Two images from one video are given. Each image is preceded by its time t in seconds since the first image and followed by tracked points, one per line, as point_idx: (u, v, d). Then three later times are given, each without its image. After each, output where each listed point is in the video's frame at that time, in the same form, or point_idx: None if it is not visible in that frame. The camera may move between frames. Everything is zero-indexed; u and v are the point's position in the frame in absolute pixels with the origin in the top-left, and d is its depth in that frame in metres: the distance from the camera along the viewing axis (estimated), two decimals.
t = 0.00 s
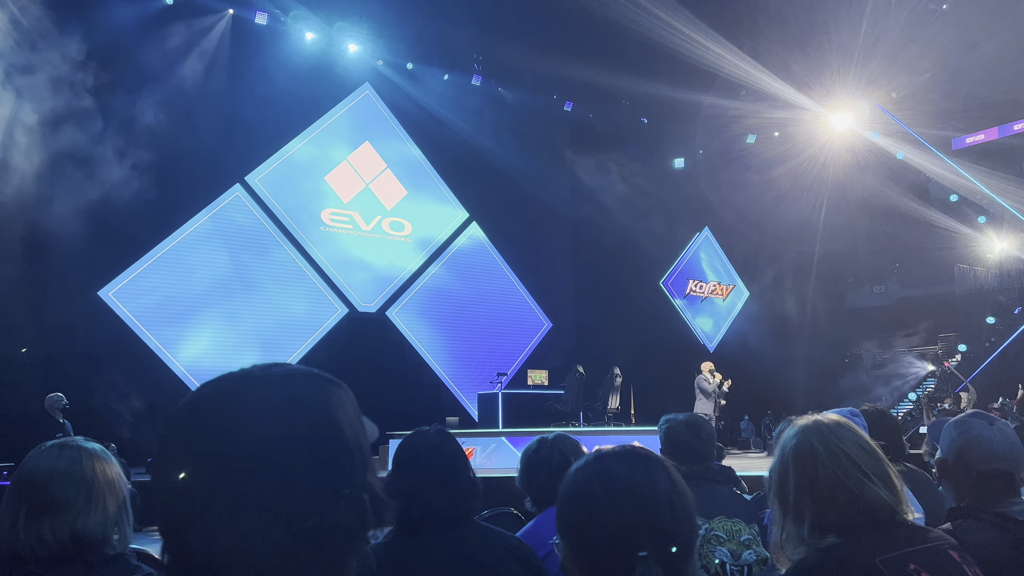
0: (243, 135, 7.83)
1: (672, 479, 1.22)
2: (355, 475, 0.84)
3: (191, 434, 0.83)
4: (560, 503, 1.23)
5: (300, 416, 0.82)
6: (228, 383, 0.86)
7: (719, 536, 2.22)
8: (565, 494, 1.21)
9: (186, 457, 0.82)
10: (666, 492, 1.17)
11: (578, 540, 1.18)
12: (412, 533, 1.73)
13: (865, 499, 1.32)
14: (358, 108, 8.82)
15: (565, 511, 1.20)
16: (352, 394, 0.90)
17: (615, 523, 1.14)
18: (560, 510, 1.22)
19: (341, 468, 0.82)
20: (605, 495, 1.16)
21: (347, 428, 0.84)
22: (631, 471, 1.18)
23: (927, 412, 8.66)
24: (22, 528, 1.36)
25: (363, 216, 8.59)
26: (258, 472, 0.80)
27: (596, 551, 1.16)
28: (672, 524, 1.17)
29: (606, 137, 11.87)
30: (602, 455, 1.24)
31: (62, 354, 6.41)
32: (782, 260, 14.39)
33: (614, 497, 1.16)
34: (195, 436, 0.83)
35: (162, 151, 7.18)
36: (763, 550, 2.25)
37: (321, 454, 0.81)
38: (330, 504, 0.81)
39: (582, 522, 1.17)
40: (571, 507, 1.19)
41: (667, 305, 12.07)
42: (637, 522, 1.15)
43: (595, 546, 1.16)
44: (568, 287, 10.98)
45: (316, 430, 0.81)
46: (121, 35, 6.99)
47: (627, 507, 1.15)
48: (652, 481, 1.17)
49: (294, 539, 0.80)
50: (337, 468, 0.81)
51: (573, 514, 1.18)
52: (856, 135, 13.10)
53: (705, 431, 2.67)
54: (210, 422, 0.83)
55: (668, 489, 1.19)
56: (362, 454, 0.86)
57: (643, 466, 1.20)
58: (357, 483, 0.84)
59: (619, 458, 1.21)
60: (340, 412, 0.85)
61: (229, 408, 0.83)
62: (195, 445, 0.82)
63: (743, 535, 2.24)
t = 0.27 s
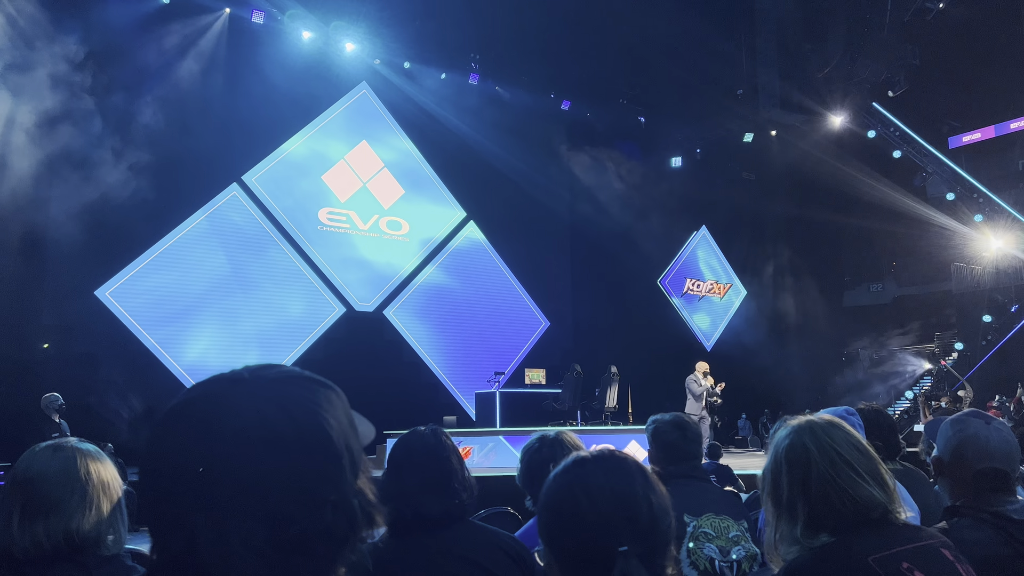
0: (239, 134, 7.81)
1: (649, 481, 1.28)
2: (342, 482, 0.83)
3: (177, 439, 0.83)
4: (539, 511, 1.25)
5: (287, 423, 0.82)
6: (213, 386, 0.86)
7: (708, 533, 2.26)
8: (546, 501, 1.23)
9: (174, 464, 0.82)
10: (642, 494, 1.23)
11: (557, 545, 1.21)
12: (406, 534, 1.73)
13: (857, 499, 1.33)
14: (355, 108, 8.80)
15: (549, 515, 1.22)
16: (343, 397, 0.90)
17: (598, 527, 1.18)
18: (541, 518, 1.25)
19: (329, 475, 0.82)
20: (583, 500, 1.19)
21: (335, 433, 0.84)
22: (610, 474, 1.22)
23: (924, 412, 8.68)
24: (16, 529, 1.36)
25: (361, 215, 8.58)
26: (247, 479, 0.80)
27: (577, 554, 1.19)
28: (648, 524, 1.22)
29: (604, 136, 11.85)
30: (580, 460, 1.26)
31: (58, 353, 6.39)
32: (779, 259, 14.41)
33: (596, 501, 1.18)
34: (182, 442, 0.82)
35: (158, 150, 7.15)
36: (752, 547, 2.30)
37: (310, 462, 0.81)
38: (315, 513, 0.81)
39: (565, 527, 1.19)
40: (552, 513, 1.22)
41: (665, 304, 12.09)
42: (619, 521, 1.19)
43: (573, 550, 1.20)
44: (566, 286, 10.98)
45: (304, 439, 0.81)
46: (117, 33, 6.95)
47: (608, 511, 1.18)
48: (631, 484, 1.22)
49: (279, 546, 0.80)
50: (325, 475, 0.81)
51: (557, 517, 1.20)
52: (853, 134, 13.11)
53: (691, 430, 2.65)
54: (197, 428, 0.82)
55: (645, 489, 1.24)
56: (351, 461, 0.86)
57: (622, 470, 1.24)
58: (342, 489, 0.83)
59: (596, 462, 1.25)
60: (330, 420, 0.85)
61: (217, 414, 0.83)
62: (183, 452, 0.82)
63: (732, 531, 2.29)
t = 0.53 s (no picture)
0: (237, 134, 7.79)
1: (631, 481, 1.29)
2: (339, 480, 0.83)
3: (170, 440, 0.82)
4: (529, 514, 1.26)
5: (282, 422, 0.82)
6: (209, 383, 0.86)
7: (703, 532, 2.26)
8: (532, 500, 1.26)
9: (171, 462, 0.81)
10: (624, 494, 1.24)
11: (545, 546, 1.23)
12: (402, 533, 1.73)
13: (853, 496, 1.33)
14: (352, 107, 8.80)
15: (540, 514, 1.23)
16: (341, 396, 0.90)
17: (579, 526, 1.20)
18: (528, 530, 1.26)
19: (325, 474, 0.82)
20: (566, 500, 1.22)
21: (332, 431, 0.84)
22: (593, 477, 1.25)
23: (921, 412, 8.69)
24: (13, 528, 1.36)
25: (358, 215, 8.57)
26: (244, 479, 0.80)
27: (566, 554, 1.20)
28: (633, 522, 1.23)
29: (602, 136, 11.85)
30: (560, 464, 1.29)
31: (55, 354, 6.37)
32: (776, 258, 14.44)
33: (577, 500, 1.22)
34: (175, 442, 0.82)
35: (155, 150, 7.13)
36: (747, 545, 2.30)
37: (305, 460, 0.81)
38: (310, 511, 0.81)
39: (553, 528, 1.21)
40: (541, 514, 1.23)
41: (662, 304, 12.11)
42: (600, 521, 1.21)
43: (560, 550, 1.21)
44: (564, 286, 10.98)
45: (299, 438, 0.81)
46: (114, 33, 6.93)
47: (591, 510, 1.21)
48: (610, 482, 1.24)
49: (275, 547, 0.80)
50: (321, 474, 0.81)
51: (546, 517, 1.22)
52: (849, 134, 13.14)
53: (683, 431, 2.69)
54: (192, 427, 0.82)
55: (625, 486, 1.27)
56: (350, 461, 0.85)
57: (602, 470, 1.27)
58: (339, 487, 0.83)
59: (577, 466, 1.28)
60: (328, 421, 0.84)
61: (212, 413, 0.82)
62: (178, 452, 0.81)
63: (726, 529, 2.29)
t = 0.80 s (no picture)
0: (238, 132, 7.79)
1: (625, 479, 1.28)
2: (340, 478, 0.83)
3: (174, 434, 0.82)
4: (530, 507, 1.28)
5: (284, 417, 0.81)
6: (212, 378, 0.85)
7: (704, 530, 2.25)
8: (533, 494, 1.27)
9: (174, 456, 0.81)
10: (615, 494, 1.23)
11: (543, 540, 1.24)
12: (402, 531, 1.73)
13: (857, 494, 1.33)
14: (354, 105, 8.79)
15: (543, 508, 1.25)
16: (344, 392, 0.89)
17: (573, 523, 1.21)
18: (529, 520, 1.28)
19: (326, 472, 0.81)
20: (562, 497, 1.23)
21: (333, 427, 0.83)
22: (587, 476, 1.25)
23: (923, 410, 8.68)
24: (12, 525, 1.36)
25: (359, 214, 8.57)
26: (246, 475, 0.79)
27: (562, 545, 1.22)
28: (625, 523, 1.22)
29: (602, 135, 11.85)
30: (561, 460, 1.30)
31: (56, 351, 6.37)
32: (777, 257, 14.42)
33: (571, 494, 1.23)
34: (179, 436, 0.82)
35: (156, 147, 7.12)
36: (749, 543, 2.27)
37: (305, 457, 0.80)
38: (311, 510, 0.80)
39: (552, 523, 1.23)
40: (540, 508, 1.25)
41: (663, 302, 12.11)
42: (592, 521, 1.21)
43: (557, 544, 1.22)
44: (565, 285, 10.97)
45: (300, 435, 0.80)
46: (116, 31, 6.93)
47: (582, 508, 1.21)
48: (602, 482, 1.24)
49: (277, 544, 0.79)
50: (322, 471, 0.81)
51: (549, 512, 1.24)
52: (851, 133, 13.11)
53: (683, 428, 2.67)
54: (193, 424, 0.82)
55: (619, 485, 1.26)
56: (351, 458, 0.84)
57: (599, 468, 1.28)
58: (340, 484, 0.82)
59: (572, 464, 1.28)
60: (331, 417, 0.84)
61: (214, 406, 0.82)
62: (180, 446, 0.81)
63: (727, 528, 2.27)
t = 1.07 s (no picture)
0: (240, 128, 7.79)
1: (629, 477, 1.28)
2: (346, 473, 0.83)
3: (180, 431, 0.82)
4: (538, 504, 1.29)
5: (291, 412, 0.81)
6: (219, 373, 0.86)
7: (706, 527, 2.25)
8: (540, 491, 1.28)
9: (179, 453, 0.81)
10: (618, 492, 1.24)
11: (549, 535, 1.25)
12: (406, 527, 1.73)
13: (861, 492, 1.33)
14: (356, 102, 8.78)
15: (552, 504, 1.26)
16: (349, 388, 0.90)
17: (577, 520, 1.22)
18: (538, 516, 1.29)
19: (333, 467, 0.81)
20: (566, 495, 1.24)
21: (339, 422, 0.84)
22: (591, 475, 1.25)
23: (925, 409, 8.64)
24: (17, 520, 1.37)
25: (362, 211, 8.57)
26: (253, 471, 0.79)
27: (568, 542, 1.23)
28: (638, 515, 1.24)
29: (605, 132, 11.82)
30: (575, 456, 1.31)
31: (60, 347, 6.40)
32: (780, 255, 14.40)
33: (581, 488, 1.24)
34: (183, 434, 0.82)
35: (159, 144, 7.13)
36: (751, 541, 2.30)
37: (312, 452, 0.80)
38: (317, 505, 0.81)
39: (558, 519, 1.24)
40: (547, 505, 1.26)
41: (665, 300, 12.10)
42: (605, 512, 1.22)
43: (563, 540, 1.24)
44: (567, 282, 10.97)
45: (307, 431, 0.80)
46: (119, 27, 6.93)
47: (586, 507, 1.22)
48: (605, 482, 1.24)
49: (284, 539, 0.79)
50: (330, 467, 0.81)
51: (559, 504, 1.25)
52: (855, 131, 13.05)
53: (686, 426, 2.67)
54: (198, 420, 0.82)
55: (622, 484, 1.26)
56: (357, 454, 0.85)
57: (609, 463, 1.29)
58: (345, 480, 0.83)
59: (583, 460, 1.29)
60: (337, 412, 0.84)
61: (219, 402, 0.82)
62: (186, 441, 0.81)
63: (730, 525, 2.28)
